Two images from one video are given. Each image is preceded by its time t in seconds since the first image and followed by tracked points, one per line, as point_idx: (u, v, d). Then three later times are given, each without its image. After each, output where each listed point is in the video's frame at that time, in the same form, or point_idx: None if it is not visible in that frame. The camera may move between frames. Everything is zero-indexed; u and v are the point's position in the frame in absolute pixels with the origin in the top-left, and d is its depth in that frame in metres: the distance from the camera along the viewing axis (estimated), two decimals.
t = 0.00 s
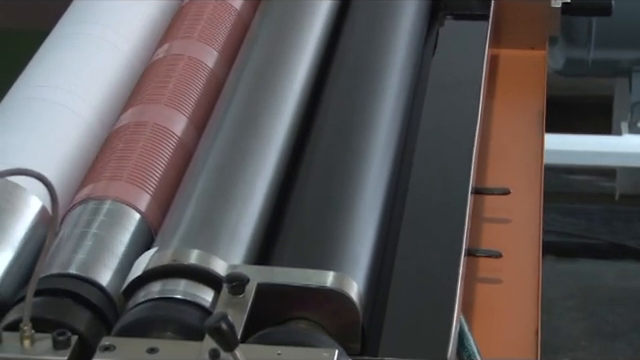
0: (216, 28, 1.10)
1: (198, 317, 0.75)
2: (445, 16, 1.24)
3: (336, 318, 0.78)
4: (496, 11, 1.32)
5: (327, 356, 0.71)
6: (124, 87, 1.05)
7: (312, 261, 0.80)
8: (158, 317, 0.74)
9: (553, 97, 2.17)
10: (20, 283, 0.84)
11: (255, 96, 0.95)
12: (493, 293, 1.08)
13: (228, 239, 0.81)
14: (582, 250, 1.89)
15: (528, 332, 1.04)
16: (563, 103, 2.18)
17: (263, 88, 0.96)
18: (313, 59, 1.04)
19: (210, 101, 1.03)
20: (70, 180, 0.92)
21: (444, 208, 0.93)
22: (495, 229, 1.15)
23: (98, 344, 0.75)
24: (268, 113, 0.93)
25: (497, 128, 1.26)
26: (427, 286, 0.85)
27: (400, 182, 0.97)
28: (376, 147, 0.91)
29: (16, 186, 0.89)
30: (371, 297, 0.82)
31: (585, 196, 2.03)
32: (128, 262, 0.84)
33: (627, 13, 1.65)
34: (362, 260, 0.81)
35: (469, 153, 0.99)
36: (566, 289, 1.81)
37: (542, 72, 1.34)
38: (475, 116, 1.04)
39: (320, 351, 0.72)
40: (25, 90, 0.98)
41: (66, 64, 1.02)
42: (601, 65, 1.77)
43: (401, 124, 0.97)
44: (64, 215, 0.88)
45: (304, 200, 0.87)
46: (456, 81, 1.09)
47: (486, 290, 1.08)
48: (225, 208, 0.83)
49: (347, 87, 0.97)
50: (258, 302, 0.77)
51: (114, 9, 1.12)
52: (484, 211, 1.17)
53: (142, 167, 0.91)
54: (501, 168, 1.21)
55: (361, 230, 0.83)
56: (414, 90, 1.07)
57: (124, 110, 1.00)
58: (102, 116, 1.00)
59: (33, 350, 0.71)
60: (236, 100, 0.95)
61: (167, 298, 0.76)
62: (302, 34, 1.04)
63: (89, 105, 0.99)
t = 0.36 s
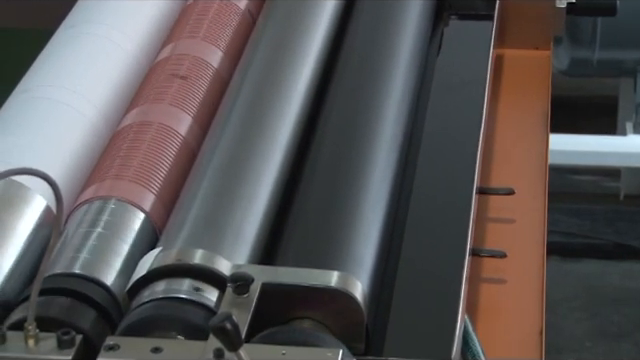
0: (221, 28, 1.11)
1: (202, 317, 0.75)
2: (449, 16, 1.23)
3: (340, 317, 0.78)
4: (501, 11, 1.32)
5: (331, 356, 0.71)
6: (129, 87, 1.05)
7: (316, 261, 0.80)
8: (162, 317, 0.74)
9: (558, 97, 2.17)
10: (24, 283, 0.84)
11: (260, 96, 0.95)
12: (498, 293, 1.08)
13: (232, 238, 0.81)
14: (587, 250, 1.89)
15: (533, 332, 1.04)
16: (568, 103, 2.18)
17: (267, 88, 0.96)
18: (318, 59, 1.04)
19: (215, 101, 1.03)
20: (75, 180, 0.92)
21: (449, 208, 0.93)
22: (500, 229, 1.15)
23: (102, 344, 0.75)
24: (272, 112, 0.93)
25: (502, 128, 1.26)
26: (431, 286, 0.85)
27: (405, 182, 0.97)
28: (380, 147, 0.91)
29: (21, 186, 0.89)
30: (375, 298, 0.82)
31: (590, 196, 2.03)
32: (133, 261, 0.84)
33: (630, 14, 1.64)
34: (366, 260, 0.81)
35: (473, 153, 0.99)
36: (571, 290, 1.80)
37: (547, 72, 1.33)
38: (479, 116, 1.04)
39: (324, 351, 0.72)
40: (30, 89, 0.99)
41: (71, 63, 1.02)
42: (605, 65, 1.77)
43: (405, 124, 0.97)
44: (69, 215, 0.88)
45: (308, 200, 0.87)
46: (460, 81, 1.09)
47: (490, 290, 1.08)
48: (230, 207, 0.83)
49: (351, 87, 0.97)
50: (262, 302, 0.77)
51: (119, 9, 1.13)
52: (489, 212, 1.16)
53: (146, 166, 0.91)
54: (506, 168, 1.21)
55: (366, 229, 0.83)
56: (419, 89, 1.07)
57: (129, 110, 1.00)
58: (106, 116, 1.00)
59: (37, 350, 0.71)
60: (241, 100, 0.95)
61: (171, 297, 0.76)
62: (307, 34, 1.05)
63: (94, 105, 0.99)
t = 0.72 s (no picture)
0: (227, 28, 1.11)
1: (207, 317, 0.75)
2: (455, 16, 1.23)
3: (346, 318, 0.78)
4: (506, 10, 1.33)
5: (336, 356, 0.71)
6: (135, 87, 1.05)
7: (322, 260, 0.80)
8: (167, 316, 0.74)
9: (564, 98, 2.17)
10: (30, 282, 0.84)
11: (265, 95, 0.95)
12: (503, 293, 1.08)
13: (238, 238, 0.81)
14: (592, 251, 1.89)
15: (538, 332, 1.04)
16: (574, 103, 2.17)
17: (273, 88, 0.96)
18: (324, 59, 1.04)
19: (221, 101, 1.03)
20: (81, 179, 0.92)
21: (455, 208, 0.92)
22: (505, 229, 1.15)
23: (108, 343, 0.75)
24: (278, 112, 0.93)
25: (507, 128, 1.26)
26: (436, 286, 0.85)
27: (410, 182, 0.97)
28: (386, 147, 0.91)
29: (28, 185, 0.89)
30: (380, 297, 0.82)
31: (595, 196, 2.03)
32: (138, 261, 0.84)
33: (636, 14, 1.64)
34: (371, 260, 0.81)
35: (479, 154, 0.99)
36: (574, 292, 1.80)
37: (553, 72, 1.33)
38: (485, 116, 1.03)
39: (329, 351, 0.72)
40: (36, 89, 0.99)
41: (77, 63, 1.02)
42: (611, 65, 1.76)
43: (411, 124, 0.97)
44: (75, 214, 0.89)
45: (314, 200, 0.87)
46: (466, 81, 1.09)
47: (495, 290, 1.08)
48: (235, 207, 0.83)
49: (357, 87, 0.97)
50: (267, 301, 0.78)
51: (125, 8, 1.13)
52: (494, 212, 1.16)
53: (152, 166, 0.91)
54: (512, 168, 1.21)
55: (371, 229, 0.83)
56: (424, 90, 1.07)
57: (134, 109, 1.00)
58: (112, 116, 1.00)
59: (43, 348, 0.72)
60: (246, 100, 0.95)
61: (177, 297, 0.76)
62: (312, 34, 1.04)
63: (100, 104, 0.99)
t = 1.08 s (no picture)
0: (233, 27, 1.11)
1: (213, 316, 0.75)
2: (461, 16, 1.23)
3: (352, 317, 0.78)
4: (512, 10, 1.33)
5: (342, 356, 0.71)
6: (141, 87, 1.05)
7: (327, 260, 0.80)
8: (173, 315, 0.75)
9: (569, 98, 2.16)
10: (36, 281, 0.85)
11: (271, 95, 0.95)
12: (508, 293, 1.08)
13: (244, 237, 0.81)
14: (598, 251, 1.89)
15: (543, 332, 1.04)
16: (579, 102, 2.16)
17: (279, 87, 0.96)
18: (330, 59, 1.04)
19: (226, 100, 1.03)
20: (87, 178, 0.92)
21: (460, 208, 0.92)
22: (510, 229, 1.15)
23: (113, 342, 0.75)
24: (284, 112, 0.93)
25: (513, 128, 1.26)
26: (442, 286, 0.85)
27: (416, 182, 0.96)
28: (391, 147, 0.91)
29: (33, 184, 0.89)
30: (386, 297, 0.82)
31: (601, 196, 2.03)
32: (144, 260, 0.84)
33: None
34: (377, 260, 0.81)
35: (485, 154, 0.99)
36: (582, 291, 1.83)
37: (559, 72, 1.33)
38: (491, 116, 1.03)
39: (335, 351, 0.72)
40: (42, 88, 0.99)
41: (83, 62, 1.02)
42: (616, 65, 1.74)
43: (417, 124, 0.97)
44: (81, 213, 0.89)
45: (320, 199, 0.87)
46: (472, 81, 1.09)
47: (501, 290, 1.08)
48: (241, 206, 0.83)
49: (363, 87, 0.97)
50: (273, 301, 0.78)
51: (131, 8, 1.13)
52: (500, 212, 1.16)
53: (158, 165, 0.91)
54: (517, 168, 1.21)
55: (377, 229, 0.83)
56: (430, 89, 1.07)
57: (141, 109, 1.00)
58: (118, 115, 1.00)
59: (49, 348, 0.72)
60: (253, 99, 0.95)
61: (183, 296, 0.76)
62: (319, 34, 1.04)
63: (106, 103, 0.99)
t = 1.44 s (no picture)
0: (240, 27, 1.11)
1: (219, 316, 0.76)
2: (468, 16, 1.23)
3: (358, 317, 0.78)
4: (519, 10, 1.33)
5: (348, 355, 0.71)
6: (148, 86, 1.05)
7: (333, 260, 0.80)
8: (178, 315, 0.75)
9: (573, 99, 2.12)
10: (43, 280, 0.85)
11: (277, 95, 0.95)
12: (515, 293, 1.08)
13: (250, 237, 0.81)
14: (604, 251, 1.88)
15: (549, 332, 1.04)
16: (587, 104, 2.08)
17: (286, 87, 0.96)
18: (336, 59, 1.04)
19: (233, 100, 1.03)
20: (94, 178, 0.92)
21: (466, 208, 0.92)
22: (517, 229, 1.15)
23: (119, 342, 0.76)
24: (290, 112, 0.93)
25: (519, 128, 1.26)
26: (448, 286, 0.85)
27: (423, 182, 0.96)
28: (397, 147, 0.91)
29: (40, 184, 0.89)
30: (392, 297, 0.82)
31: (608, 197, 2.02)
32: (150, 259, 0.84)
33: None
34: (383, 260, 0.81)
35: (491, 154, 0.98)
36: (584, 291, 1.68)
37: (566, 72, 1.33)
38: (497, 116, 1.03)
39: (341, 350, 0.72)
40: (49, 88, 0.99)
41: (90, 62, 1.02)
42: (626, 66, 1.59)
43: (423, 124, 0.97)
44: (87, 213, 0.89)
45: (326, 199, 0.87)
46: (478, 81, 1.09)
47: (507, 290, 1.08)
48: (247, 206, 0.83)
49: (369, 87, 0.97)
50: (279, 301, 0.78)
51: (137, 8, 1.13)
52: (507, 212, 1.16)
53: (164, 165, 0.91)
54: (524, 168, 1.21)
55: (383, 229, 0.83)
56: (436, 89, 1.07)
57: (147, 108, 1.00)
58: (125, 115, 1.00)
59: (55, 347, 0.72)
60: (259, 99, 0.95)
61: (189, 296, 0.76)
62: (325, 34, 1.04)
63: (112, 103, 0.99)
